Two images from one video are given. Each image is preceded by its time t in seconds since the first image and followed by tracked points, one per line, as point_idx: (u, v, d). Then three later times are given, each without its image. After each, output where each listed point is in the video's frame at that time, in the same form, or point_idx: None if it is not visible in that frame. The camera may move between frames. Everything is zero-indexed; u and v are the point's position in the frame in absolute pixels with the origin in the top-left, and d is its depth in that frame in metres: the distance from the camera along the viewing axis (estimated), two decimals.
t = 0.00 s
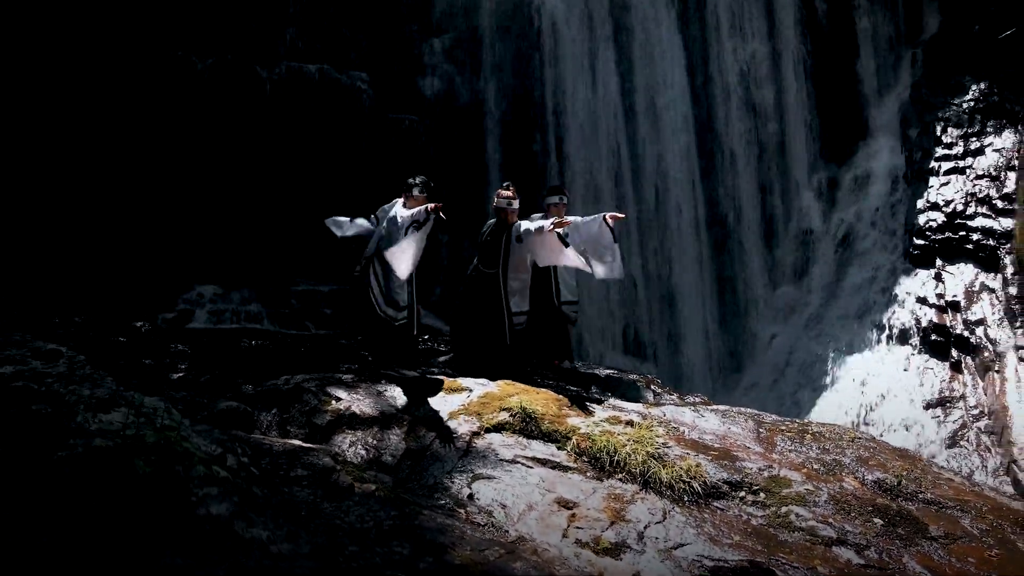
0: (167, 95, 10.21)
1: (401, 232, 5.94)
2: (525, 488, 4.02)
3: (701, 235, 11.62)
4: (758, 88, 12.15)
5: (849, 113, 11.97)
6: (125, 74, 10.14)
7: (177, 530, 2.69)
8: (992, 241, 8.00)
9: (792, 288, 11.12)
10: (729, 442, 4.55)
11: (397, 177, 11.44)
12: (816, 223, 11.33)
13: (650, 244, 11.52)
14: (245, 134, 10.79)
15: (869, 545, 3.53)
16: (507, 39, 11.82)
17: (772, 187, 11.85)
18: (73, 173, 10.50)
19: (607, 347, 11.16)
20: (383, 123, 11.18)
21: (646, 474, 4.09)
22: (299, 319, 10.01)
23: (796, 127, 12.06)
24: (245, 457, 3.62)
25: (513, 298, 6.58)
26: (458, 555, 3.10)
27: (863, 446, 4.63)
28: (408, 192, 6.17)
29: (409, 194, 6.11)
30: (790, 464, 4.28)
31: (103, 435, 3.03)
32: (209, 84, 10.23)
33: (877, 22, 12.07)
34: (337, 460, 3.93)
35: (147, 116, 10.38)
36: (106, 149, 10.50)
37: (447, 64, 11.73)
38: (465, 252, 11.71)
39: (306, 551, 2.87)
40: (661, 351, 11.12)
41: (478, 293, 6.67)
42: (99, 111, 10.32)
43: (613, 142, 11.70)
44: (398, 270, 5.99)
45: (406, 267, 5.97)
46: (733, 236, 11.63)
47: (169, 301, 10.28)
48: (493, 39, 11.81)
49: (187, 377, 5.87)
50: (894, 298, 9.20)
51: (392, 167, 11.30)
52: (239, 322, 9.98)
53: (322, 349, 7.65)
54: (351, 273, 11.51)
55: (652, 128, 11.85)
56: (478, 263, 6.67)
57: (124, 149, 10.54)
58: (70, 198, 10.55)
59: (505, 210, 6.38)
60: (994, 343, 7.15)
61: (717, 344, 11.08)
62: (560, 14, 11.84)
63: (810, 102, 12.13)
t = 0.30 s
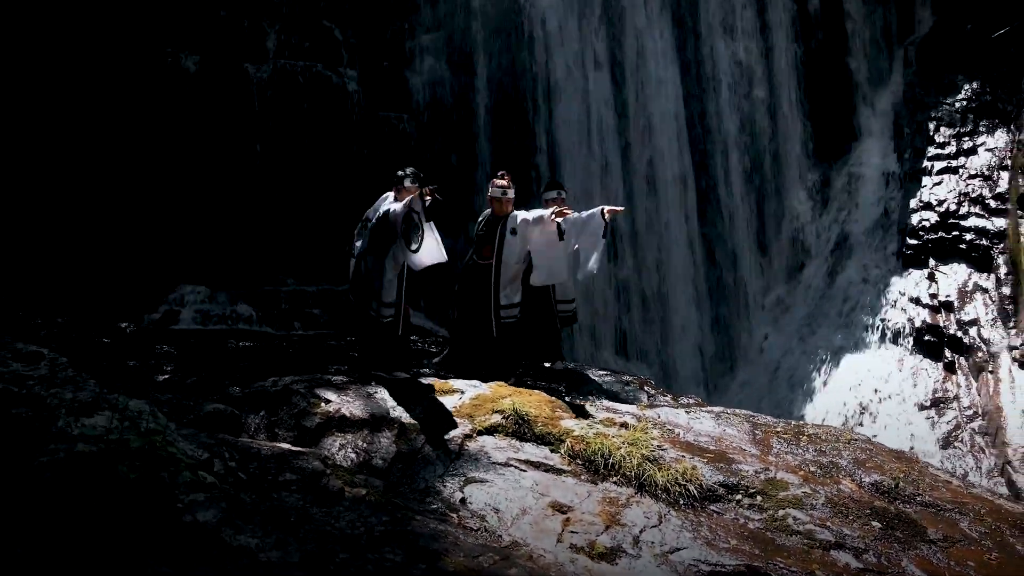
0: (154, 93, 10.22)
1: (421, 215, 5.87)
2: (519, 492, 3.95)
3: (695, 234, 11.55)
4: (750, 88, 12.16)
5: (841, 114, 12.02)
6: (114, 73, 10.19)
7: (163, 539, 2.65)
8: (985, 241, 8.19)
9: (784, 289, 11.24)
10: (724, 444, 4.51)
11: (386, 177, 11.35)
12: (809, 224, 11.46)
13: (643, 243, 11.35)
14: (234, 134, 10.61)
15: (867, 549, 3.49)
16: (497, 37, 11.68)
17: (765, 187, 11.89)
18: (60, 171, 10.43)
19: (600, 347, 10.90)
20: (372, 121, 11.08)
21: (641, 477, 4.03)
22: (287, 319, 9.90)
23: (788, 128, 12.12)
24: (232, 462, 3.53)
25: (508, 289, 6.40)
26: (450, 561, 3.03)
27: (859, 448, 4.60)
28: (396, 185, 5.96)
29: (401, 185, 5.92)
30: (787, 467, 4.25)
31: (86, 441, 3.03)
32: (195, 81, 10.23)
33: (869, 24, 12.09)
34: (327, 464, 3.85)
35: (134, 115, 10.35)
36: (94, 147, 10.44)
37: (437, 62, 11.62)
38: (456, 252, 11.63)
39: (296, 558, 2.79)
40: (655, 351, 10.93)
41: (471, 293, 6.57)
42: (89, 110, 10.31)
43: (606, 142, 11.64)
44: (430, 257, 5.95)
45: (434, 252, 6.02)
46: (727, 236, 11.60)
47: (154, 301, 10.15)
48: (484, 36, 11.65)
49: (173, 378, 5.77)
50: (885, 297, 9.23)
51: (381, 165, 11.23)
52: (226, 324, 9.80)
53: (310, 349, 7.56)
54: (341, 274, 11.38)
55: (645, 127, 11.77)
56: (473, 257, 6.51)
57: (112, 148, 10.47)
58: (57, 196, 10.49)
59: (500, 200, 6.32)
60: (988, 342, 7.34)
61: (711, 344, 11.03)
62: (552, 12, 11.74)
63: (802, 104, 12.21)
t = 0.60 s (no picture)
0: (140, 90, 10.02)
1: (420, 208, 5.70)
2: (515, 495, 3.88)
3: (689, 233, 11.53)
4: (745, 87, 12.15)
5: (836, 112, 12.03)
6: (89, 67, 9.87)
7: (151, 548, 2.56)
8: (981, 240, 8.18)
9: (779, 288, 11.13)
10: (723, 447, 4.47)
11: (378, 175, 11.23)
12: (804, 221, 11.35)
13: (636, 246, 11.42)
14: (222, 128, 10.50)
15: (870, 553, 3.45)
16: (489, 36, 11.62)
17: (759, 186, 11.85)
18: (22, 167, 10.10)
19: (593, 351, 10.89)
20: (363, 119, 10.97)
21: (639, 481, 3.97)
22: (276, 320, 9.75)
23: (782, 126, 12.12)
24: (222, 467, 3.45)
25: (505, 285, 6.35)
26: (447, 568, 2.95)
27: (858, 450, 4.57)
28: (389, 178, 5.86)
29: (394, 179, 5.81)
30: (786, 470, 4.20)
31: (72, 445, 2.95)
32: (183, 77, 10.05)
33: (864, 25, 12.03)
34: (319, 468, 3.75)
35: (118, 112, 10.13)
36: (77, 144, 10.24)
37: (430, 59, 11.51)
38: (448, 252, 11.53)
39: (288, 565, 2.71)
40: (648, 352, 10.94)
41: (465, 292, 6.50)
42: (69, 107, 10.04)
43: (599, 141, 11.60)
44: (423, 250, 5.89)
45: (427, 244, 5.99)
46: (722, 235, 11.58)
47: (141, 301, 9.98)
48: (477, 34, 11.56)
49: (160, 380, 5.65)
50: (882, 298, 9.21)
51: (373, 164, 11.12)
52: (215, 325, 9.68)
53: (300, 351, 7.44)
54: (332, 273, 11.26)
55: (638, 127, 11.78)
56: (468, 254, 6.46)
57: (95, 145, 10.27)
58: (37, 194, 10.25)
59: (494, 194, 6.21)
60: (985, 343, 7.31)
61: (705, 344, 10.94)
62: (546, 10, 11.67)
63: (797, 102, 12.20)
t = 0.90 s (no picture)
0: (128, 88, 9.84)
1: (414, 213, 5.59)
2: (514, 499, 3.81)
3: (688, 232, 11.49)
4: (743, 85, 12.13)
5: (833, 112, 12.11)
6: (80, 64, 9.72)
7: (139, 559, 2.47)
8: (979, 240, 8.18)
9: (775, 288, 11.22)
10: (724, 449, 4.42)
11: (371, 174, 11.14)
12: (802, 222, 11.47)
13: (633, 242, 11.29)
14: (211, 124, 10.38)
15: (874, 557, 3.41)
16: (483, 32, 11.52)
17: (757, 185, 11.87)
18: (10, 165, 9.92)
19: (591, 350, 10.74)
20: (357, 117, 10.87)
21: (639, 484, 3.91)
22: (270, 321, 9.66)
23: (779, 125, 12.13)
24: (213, 471, 3.35)
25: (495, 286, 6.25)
26: None
27: (861, 453, 4.53)
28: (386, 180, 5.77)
29: (389, 180, 5.72)
30: (788, 473, 4.16)
31: (60, 450, 2.84)
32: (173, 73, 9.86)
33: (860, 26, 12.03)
34: (313, 472, 3.67)
35: (107, 110, 9.99)
36: (64, 143, 10.06)
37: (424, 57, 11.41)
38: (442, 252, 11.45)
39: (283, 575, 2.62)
40: (646, 352, 10.83)
41: (459, 292, 6.43)
42: (41, 103, 9.81)
43: (596, 138, 11.50)
44: (412, 257, 5.70)
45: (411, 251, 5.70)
46: (720, 235, 11.57)
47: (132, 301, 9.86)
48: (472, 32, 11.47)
49: (151, 382, 5.55)
50: (879, 295, 9.26)
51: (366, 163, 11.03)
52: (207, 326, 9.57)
53: (294, 352, 7.35)
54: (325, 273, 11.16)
55: (635, 123, 11.67)
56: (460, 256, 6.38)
57: (84, 143, 10.11)
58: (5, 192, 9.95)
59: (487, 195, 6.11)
60: (983, 343, 7.30)
61: (703, 345, 10.96)
62: (542, 9, 11.60)
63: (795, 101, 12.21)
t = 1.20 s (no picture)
0: (118, 84, 9.68)
1: (410, 218, 5.42)
2: (512, 505, 3.72)
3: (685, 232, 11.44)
4: (740, 85, 12.11)
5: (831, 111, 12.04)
6: (67, 59, 9.53)
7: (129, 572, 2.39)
8: (979, 240, 8.15)
9: (773, 290, 11.16)
10: (726, 454, 4.35)
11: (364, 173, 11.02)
12: (802, 222, 11.39)
13: (631, 242, 11.21)
14: (201, 122, 10.23)
15: (880, 565, 3.39)
16: (477, 30, 11.42)
17: (755, 184, 11.83)
18: None
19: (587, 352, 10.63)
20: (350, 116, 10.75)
21: (640, 489, 3.83)
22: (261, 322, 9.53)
23: (777, 125, 12.11)
24: (204, 479, 3.25)
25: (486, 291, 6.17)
26: None
27: (864, 457, 4.49)
28: (380, 180, 5.74)
29: (384, 181, 5.68)
30: (791, 478, 4.10)
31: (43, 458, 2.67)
32: (164, 71, 9.72)
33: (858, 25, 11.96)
34: (307, 477, 3.56)
35: (96, 107, 9.83)
36: (50, 141, 9.83)
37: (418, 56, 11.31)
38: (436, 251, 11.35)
39: None
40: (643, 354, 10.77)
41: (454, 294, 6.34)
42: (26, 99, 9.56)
43: (592, 137, 11.44)
44: (411, 263, 5.46)
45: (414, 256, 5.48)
46: (718, 235, 11.53)
47: (121, 302, 9.71)
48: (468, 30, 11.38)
49: (139, 386, 5.42)
50: (879, 297, 9.22)
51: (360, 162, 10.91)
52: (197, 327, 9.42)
53: (285, 354, 7.23)
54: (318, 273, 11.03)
55: (632, 122, 11.61)
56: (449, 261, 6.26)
57: (70, 141, 9.89)
58: None
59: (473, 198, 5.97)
60: (984, 344, 7.28)
61: (701, 347, 10.88)
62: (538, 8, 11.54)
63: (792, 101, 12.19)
